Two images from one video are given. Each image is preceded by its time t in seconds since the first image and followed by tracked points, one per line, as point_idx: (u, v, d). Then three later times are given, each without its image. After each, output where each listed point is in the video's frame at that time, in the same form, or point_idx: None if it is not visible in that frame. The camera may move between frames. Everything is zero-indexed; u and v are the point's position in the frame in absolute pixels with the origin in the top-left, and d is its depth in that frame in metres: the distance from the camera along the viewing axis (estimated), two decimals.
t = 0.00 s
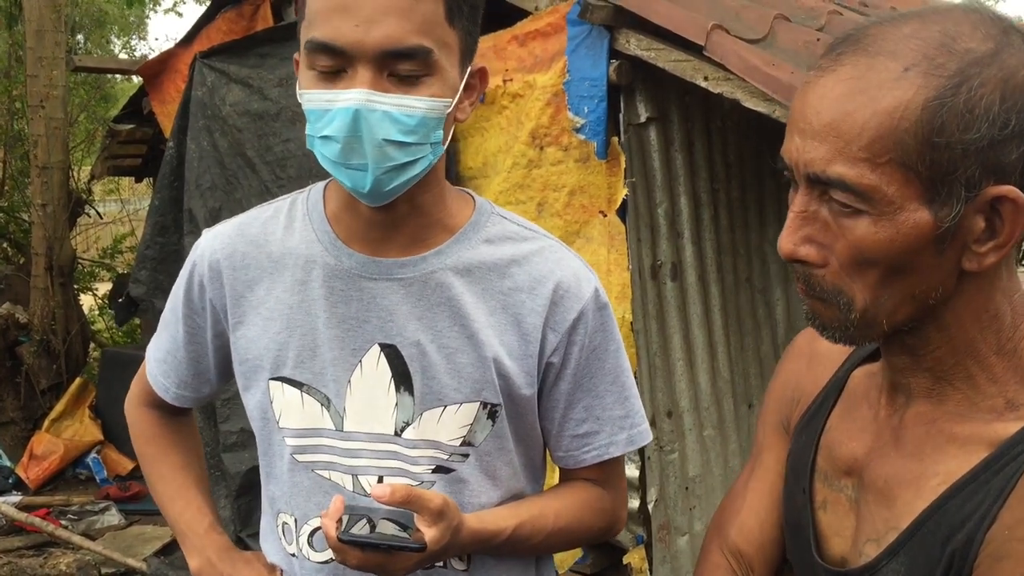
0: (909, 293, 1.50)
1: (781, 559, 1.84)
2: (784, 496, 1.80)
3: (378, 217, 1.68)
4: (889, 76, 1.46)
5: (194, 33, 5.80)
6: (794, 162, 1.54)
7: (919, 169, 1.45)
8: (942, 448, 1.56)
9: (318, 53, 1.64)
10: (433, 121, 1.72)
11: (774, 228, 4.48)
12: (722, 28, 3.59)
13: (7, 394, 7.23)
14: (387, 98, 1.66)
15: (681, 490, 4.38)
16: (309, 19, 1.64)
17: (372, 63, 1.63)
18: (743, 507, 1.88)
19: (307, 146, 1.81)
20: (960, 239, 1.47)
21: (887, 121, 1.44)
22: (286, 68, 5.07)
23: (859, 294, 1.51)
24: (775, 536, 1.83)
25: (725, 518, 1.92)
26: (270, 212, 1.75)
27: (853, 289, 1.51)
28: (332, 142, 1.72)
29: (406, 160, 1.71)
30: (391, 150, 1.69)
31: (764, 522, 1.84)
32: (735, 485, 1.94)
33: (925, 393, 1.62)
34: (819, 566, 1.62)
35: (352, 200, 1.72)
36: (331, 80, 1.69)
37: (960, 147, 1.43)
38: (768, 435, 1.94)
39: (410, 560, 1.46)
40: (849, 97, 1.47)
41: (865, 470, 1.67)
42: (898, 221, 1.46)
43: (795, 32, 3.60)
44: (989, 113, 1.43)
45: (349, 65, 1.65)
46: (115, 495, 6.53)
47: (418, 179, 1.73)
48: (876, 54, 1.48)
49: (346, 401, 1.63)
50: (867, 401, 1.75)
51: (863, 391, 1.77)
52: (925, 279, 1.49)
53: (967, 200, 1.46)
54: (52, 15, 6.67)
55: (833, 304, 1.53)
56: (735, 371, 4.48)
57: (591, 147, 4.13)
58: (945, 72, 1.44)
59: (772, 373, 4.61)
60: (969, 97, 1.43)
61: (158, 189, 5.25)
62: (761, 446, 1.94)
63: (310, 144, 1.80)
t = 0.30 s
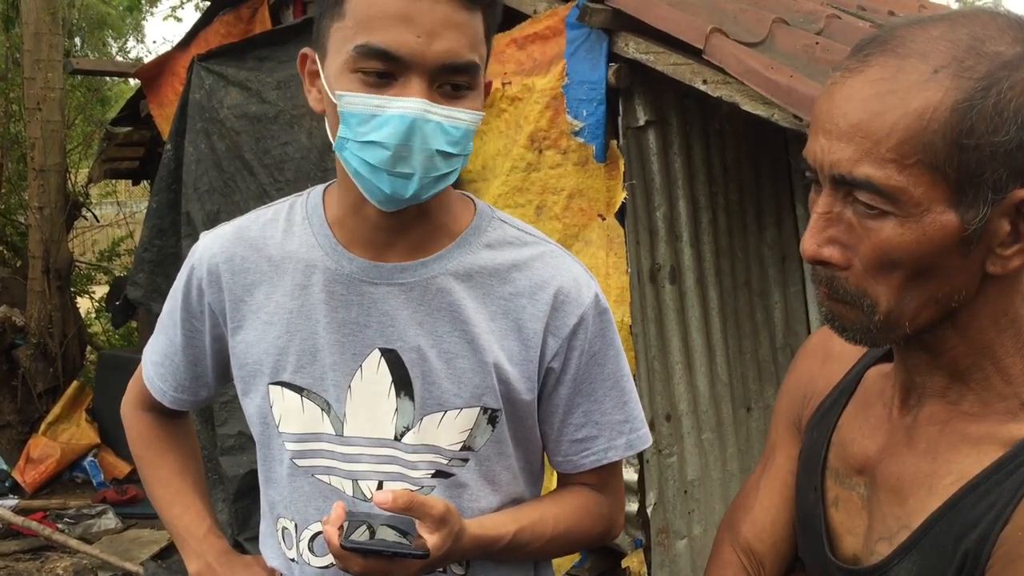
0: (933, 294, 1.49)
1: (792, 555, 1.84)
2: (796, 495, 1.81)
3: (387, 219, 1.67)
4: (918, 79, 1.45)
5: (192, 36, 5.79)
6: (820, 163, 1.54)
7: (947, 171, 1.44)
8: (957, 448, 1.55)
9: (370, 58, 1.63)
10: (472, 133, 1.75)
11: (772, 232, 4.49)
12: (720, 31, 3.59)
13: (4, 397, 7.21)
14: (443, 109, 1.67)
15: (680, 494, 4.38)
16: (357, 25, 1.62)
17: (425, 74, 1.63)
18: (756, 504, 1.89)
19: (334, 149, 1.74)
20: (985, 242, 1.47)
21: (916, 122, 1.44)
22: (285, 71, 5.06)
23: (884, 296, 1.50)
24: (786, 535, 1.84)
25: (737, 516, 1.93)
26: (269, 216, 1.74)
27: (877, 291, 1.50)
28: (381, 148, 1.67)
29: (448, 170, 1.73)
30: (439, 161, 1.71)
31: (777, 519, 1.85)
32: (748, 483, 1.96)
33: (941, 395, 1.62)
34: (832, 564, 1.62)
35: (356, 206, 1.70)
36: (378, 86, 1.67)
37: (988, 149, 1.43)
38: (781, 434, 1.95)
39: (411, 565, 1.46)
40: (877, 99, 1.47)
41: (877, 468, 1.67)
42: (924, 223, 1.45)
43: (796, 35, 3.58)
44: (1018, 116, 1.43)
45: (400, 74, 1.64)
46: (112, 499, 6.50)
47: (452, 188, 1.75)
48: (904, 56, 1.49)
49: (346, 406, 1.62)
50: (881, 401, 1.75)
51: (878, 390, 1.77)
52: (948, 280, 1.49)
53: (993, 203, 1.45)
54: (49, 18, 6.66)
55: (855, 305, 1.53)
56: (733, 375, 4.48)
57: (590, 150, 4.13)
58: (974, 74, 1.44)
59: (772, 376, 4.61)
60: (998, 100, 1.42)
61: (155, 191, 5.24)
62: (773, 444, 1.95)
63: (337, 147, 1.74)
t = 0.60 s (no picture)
0: (911, 294, 1.49)
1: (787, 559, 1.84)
2: (788, 496, 1.80)
3: (388, 229, 1.66)
4: (896, 78, 1.46)
5: (182, 40, 5.77)
6: (801, 162, 1.55)
7: (925, 169, 1.44)
8: (937, 447, 1.55)
9: (393, 67, 1.60)
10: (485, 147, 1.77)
11: (762, 234, 4.46)
12: (709, 36, 3.59)
13: None
14: (463, 124, 1.68)
15: (671, 498, 4.37)
16: (381, 33, 1.58)
17: (447, 87, 1.62)
18: (751, 507, 1.88)
19: (347, 155, 1.74)
20: (964, 241, 1.46)
21: (893, 120, 1.45)
22: (274, 76, 5.04)
23: (864, 295, 1.50)
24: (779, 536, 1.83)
25: (733, 518, 1.93)
26: (262, 218, 1.72)
27: (857, 290, 1.51)
28: (400, 159, 1.67)
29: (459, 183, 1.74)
30: (454, 175, 1.73)
31: (770, 520, 1.84)
32: (744, 486, 1.96)
33: (926, 396, 1.61)
34: (821, 564, 1.61)
35: (355, 214, 1.69)
36: (397, 96, 1.64)
37: (966, 147, 1.43)
38: (776, 436, 1.94)
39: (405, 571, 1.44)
40: (856, 97, 1.48)
41: (860, 469, 1.66)
42: (902, 221, 1.46)
43: (784, 39, 3.59)
44: (996, 115, 1.42)
45: (423, 85, 1.62)
46: (101, 505, 6.45)
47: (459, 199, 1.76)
48: (885, 55, 1.50)
49: (339, 412, 1.61)
50: (870, 401, 1.74)
51: (867, 391, 1.76)
52: (929, 280, 1.48)
53: (972, 202, 1.45)
54: (37, 23, 6.63)
55: (835, 305, 1.53)
56: (724, 380, 4.48)
57: (580, 154, 4.14)
58: (953, 73, 1.45)
59: (763, 380, 4.61)
60: (976, 98, 1.43)
61: (144, 197, 5.21)
62: (769, 445, 1.95)
63: (348, 154, 1.73)
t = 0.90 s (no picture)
0: (897, 301, 1.51)
1: (771, 565, 1.85)
2: (771, 503, 1.81)
3: (384, 233, 1.67)
4: (878, 85, 1.48)
5: (173, 45, 5.76)
6: (785, 170, 1.57)
7: (907, 176, 1.46)
8: (921, 453, 1.56)
9: (387, 74, 1.60)
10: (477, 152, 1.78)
11: (753, 239, 4.52)
12: (701, 41, 3.60)
13: None
14: (457, 130, 1.69)
15: (663, 503, 4.37)
16: (375, 40, 1.59)
17: (442, 94, 1.62)
18: (733, 515, 1.89)
19: (341, 163, 1.72)
20: (947, 248, 1.48)
21: (875, 127, 1.46)
22: (266, 81, 5.03)
23: (848, 299, 1.53)
24: (763, 544, 1.84)
25: (717, 526, 1.93)
26: (256, 223, 1.73)
27: (842, 294, 1.53)
28: (397, 166, 1.66)
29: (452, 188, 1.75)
30: (448, 180, 1.74)
31: (753, 529, 1.85)
32: (727, 494, 1.97)
33: (912, 403, 1.62)
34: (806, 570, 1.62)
35: (349, 218, 1.70)
36: (392, 103, 1.65)
37: (947, 154, 1.44)
38: (759, 443, 1.95)
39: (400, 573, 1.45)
40: (837, 105, 1.50)
41: (845, 476, 1.67)
42: (885, 227, 1.48)
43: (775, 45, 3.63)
44: (977, 121, 1.43)
45: (416, 92, 1.62)
46: (92, 512, 6.41)
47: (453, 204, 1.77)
48: (868, 63, 1.51)
49: (333, 417, 1.61)
50: (855, 408, 1.76)
51: (851, 398, 1.78)
52: (912, 288, 1.50)
53: (954, 208, 1.46)
54: (28, 28, 6.61)
55: (823, 310, 1.56)
56: (716, 384, 4.50)
57: (572, 159, 4.15)
58: (934, 80, 1.46)
59: (754, 384, 4.63)
60: (957, 105, 1.44)
61: (136, 202, 5.19)
62: (752, 453, 1.96)
63: (342, 161, 1.73)
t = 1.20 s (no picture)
0: (897, 303, 1.51)
1: (764, 567, 1.85)
2: (764, 505, 1.81)
3: (387, 236, 1.67)
4: (889, 85, 1.48)
5: (176, 50, 5.78)
6: (792, 166, 1.57)
7: (914, 176, 1.47)
8: (919, 454, 1.56)
9: (384, 82, 1.61)
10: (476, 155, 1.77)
11: (755, 243, 4.51)
12: (701, 46, 3.61)
13: None
14: (451, 133, 1.69)
15: (665, 507, 4.37)
16: (368, 47, 1.60)
17: (436, 98, 1.63)
18: (727, 516, 1.90)
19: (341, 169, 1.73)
20: (949, 248, 1.49)
21: (884, 127, 1.47)
22: (268, 86, 5.05)
23: (848, 296, 1.53)
24: (756, 545, 1.84)
25: (709, 529, 1.94)
26: (262, 225, 1.73)
27: (842, 290, 1.53)
28: (392, 171, 1.67)
29: (450, 192, 1.75)
30: (444, 184, 1.73)
31: (745, 532, 1.85)
32: (719, 496, 1.98)
33: (909, 405, 1.62)
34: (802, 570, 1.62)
35: (353, 220, 1.70)
36: (388, 109, 1.65)
37: (955, 155, 1.45)
38: (750, 445, 1.96)
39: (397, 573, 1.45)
40: (848, 104, 1.50)
41: (843, 477, 1.67)
42: (890, 225, 1.48)
43: (775, 49, 3.63)
44: (985, 125, 1.45)
45: (411, 97, 1.63)
46: (95, 516, 6.42)
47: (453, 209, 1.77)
48: (880, 64, 1.51)
49: (335, 417, 1.62)
50: (849, 410, 1.76)
51: (845, 400, 1.78)
52: (914, 288, 1.51)
53: (959, 210, 1.47)
54: (32, 33, 6.64)
55: (822, 306, 1.56)
56: (718, 388, 4.50)
57: (574, 164, 4.17)
58: (945, 84, 1.47)
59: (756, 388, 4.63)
60: (966, 108, 1.45)
61: (139, 207, 5.21)
62: (743, 456, 1.97)
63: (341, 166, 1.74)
